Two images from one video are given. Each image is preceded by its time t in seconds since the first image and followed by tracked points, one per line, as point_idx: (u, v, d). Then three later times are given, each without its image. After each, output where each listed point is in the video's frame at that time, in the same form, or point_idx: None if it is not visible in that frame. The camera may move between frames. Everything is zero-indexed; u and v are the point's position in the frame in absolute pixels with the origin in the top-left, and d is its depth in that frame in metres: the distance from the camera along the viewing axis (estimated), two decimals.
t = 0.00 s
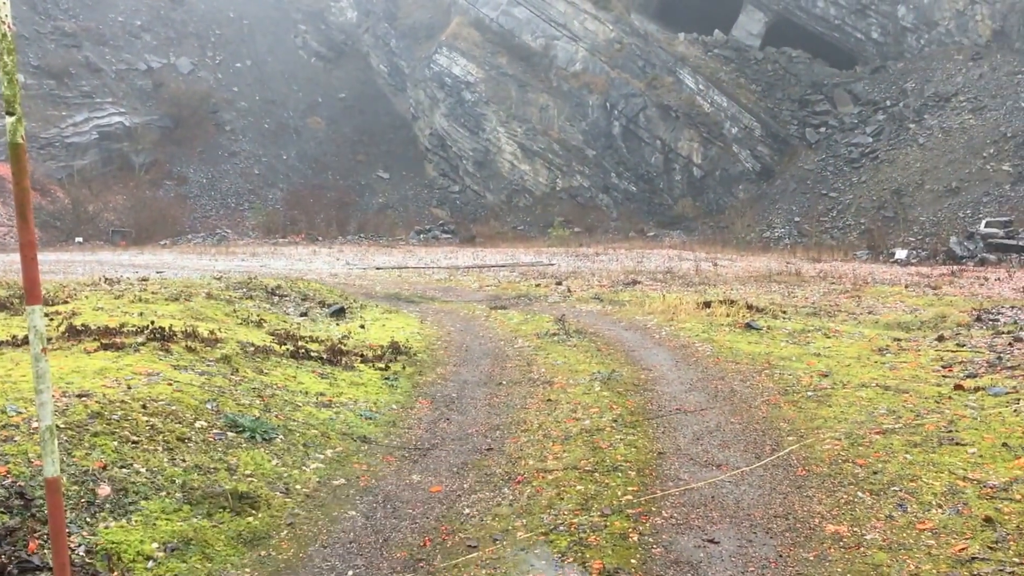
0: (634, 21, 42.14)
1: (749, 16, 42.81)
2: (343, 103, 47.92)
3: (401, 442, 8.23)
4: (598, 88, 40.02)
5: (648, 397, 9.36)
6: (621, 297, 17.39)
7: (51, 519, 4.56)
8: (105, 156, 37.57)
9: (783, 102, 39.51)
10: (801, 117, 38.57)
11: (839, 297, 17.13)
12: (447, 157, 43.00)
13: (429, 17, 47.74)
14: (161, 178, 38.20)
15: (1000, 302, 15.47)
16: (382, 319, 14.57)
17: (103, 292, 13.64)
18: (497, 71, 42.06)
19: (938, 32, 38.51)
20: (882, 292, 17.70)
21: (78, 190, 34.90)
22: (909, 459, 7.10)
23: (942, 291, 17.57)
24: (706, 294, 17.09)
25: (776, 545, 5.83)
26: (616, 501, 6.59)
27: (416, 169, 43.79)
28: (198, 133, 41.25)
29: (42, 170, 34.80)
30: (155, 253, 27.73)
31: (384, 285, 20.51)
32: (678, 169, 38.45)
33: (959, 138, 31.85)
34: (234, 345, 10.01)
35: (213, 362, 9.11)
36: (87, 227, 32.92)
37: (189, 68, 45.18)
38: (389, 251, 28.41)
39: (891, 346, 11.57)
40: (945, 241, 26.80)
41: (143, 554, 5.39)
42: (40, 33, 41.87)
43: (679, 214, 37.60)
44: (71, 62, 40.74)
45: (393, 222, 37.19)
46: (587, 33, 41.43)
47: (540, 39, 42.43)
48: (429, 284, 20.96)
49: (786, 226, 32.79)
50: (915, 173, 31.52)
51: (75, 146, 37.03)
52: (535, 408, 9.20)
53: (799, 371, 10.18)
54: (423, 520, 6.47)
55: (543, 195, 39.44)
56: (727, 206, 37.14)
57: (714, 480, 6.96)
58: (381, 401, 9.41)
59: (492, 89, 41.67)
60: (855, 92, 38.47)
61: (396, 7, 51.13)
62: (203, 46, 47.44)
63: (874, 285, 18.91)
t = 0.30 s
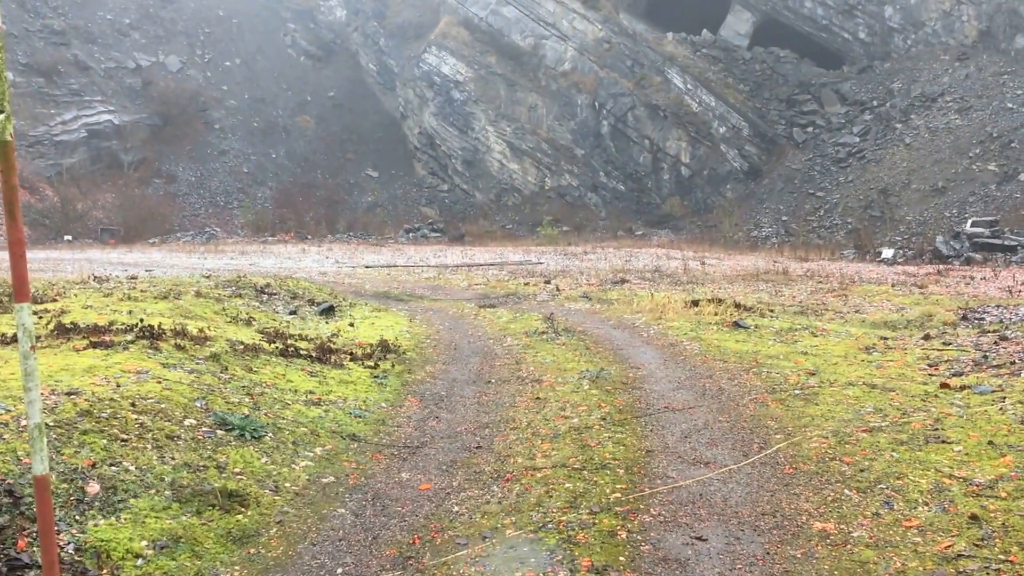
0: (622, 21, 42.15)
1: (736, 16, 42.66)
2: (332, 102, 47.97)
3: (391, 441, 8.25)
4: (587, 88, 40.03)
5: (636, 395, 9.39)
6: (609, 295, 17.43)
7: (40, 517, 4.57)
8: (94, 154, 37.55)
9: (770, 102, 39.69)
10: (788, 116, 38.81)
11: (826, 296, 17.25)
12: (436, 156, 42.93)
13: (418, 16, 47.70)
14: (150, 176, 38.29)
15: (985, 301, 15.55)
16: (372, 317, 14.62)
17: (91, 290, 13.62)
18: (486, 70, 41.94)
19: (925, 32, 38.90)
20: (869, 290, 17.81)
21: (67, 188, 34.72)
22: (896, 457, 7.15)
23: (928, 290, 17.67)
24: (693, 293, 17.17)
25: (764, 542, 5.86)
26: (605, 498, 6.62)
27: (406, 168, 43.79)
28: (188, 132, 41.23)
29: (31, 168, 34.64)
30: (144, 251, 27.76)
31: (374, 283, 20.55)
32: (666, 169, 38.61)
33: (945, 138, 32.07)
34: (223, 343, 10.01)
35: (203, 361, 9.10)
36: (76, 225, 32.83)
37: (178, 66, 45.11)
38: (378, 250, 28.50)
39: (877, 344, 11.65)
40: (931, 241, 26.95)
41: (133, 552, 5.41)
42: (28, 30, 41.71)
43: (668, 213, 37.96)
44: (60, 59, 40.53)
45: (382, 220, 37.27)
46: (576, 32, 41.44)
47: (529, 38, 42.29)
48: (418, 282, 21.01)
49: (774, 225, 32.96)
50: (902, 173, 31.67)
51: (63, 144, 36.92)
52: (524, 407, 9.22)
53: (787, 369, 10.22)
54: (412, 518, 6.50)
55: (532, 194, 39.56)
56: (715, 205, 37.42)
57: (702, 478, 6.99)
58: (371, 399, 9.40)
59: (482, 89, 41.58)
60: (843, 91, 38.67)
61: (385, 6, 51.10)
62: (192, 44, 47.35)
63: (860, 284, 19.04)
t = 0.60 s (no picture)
0: (612, 20, 42.13)
1: (728, 16, 43.06)
2: (325, 101, 48.20)
3: (382, 438, 8.28)
4: (577, 87, 39.99)
5: (627, 393, 9.43)
6: (599, 294, 17.43)
7: (32, 515, 4.59)
8: (86, 153, 37.67)
9: (760, 102, 39.83)
10: (777, 116, 38.83)
11: (815, 294, 17.29)
12: (427, 155, 43.07)
13: (409, 16, 47.75)
14: (142, 174, 38.35)
15: (975, 300, 15.56)
16: (363, 315, 14.66)
17: (83, 288, 13.65)
18: (477, 70, 42.06)
19: (913, 33, 38.91)
20: (858, 290, 17.76)
21: (59, 186, 34.70)
22: (885, 456, 7.18)
23: (917, 289, 17.68)
24: (683, 292, 17.19)
25: (753, 540, 5.89)
26: (595, 497, 6.64)
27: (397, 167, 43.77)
28: (180, 130, 41.30)
29: (23, 166, 34.66)
30: (135, 249, 27.79)
31: (365, 281, 20.58)
32: (656, 168, 38.67)
33: (934, 138, 32.16)
34: (215, 341, 10.04)
35: (195, 358, 9.13)
36: (69, 223, 32.84)
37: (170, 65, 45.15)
38: (369, 248, 28.56)
39: (867, 343, 11.67)
40: (920, 240, 26.97)
41: (124, 549, 5.44)
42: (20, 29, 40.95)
43: (657, 212, 38.02)
44: (52, 58, 40.53)
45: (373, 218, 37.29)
46: (567, 32, 41.43)
47: (520, 38, 42.35)
48: (409, 281, 21.04)
49: (763, 225, 32.96)
50: (891, 172, 31.74)
51: (56, 142, 36.95)
52: (514, 405, 9.25)
53: (776, 368, 10.25)
54: (403, 516, 6.52)
55: (522, 193, 39.65)
56: (704, 205, 37.42)
57: (692, 476, 7.02)
58: (361, 397, 9.43)
59: (472, 88, 41.55)
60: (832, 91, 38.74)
61: (377, 6, 51.17)
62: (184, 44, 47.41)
63: (850, 283, 19.11)
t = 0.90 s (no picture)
0: (605, 20, 42.25)
1: (719, 16, 43.74)
2: (319, 100, 48.10)
3: (375, 436, 8.31)
4: (570, 87, 40.09)
5: (619, 392, 9.46)
6: (592, 293, 17.46)
7: (27, 511, 4.60)
8: (81, 151, 37.68)
9: (752, 102, 39.86)
10: (770, 116, 38.86)
11: (807, 294, 17.30)
12: (420, 155, 43.10)
13: (403, 15, 47.86)
14: (136, 173, 38.36)
15: (965, 299, 15.64)
16: (356, 314, 14.68)
17: (77, 286, 13.66)
18: (471, 69, 42.15)
19: (905, 33, 39.31)
20: (849, 289, 17.78)
21: (53, 184, 34.71)
22: (877, 455, 7.21)
23: (908, 288, 17.76)
24: (676, 291, 17.18)
25: (745, 539, 5.91)
26: (588, 495, 6.66)
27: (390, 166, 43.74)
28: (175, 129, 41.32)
29: (17, 165, 34.67)
30: (129, 247, 27.85)
31: (358, 280, 20.58)
32: (649, 168, 38.75)
33: (926, 138, 32.48)
34: (209, 339, 10.07)
35: (189, 357, 9.14)
36: (63, 222, 32.84)
37: (164, 64, 45.21)
38: (363, 247, 28.57)
39: (858, 343, 11.69)
40: (911, 240, 27.02)
41: (118, 546, 5.45)
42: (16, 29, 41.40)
43: (650, 211, 37.90)
44: (47, 57, 40.55)
45: (367, 218, 37.33)
46: (560, 32, 41.50)
47: (513, 37, 42.37)
48: (402, 279, 21.05)
49: (756, 224, 32.97)
50: (882, 172, 31.94)
51: (51, 141, 36.96)
52: (508, 403, 9.29)
53: (769, 367, 10.27)
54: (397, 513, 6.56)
55: (516, 192, 39.69)
56: (697, 204, 37.36)
57: (685, 475, 7.05)
58: (355, 396, 9.46)
59: (466, 88, 41.72)
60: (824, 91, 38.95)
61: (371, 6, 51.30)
62: (179, 43, 47.48)
63: (842, 282, 19.15)
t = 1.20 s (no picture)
0: (601, 20, 42.35)
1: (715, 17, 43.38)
2: (315, 99, 48.03)
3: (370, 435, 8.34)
4: (565, 87, 40.19)
5: (615, 391, 9.48)
6: (587, 292, 17.51)
7: (24, 509, 4.62)
8: (78, 150, 37.73)
9: (747, 101, 39.88)
10: (765, 116, 38.81)
11: (801, 293, 17.33)
12: (416, 154, 43.16)
13: (399, 15, 47.96)
14: (132, 172, 38.40)
15: (960, 299, 15.65)
16: (352, 313, 14.72)
17: (74, 285, 13.73)
18: (466, 69, 42.24)
19: (900, 33, 39.54)
20: (843, 289, 17.81)
21: (50, 183, 34.77)
22: (871, 454, 7.23)
23: (902, 288, 17.83)
24: (671, 291, 17.19)
25: (740, 537, 5.92)
26: (583, 493, 6.68)
27: (385, 165, 43.68)
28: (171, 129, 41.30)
29: (14, 163, 34.73)
30: (125, 246, 27.87)
31: (354, 279, 20.63)
32: (644, 167, 38.83)
33: (919, 138, 32.71)
34: (206, 338, 10.07)
35: (184, 355, 9.16)
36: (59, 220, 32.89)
37: (161, 63, 45.30)
38: (359, 247, 28.61)
39: (852, 342, 11.72)
40: (905, 239, 27.08)
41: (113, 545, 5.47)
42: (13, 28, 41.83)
43: (645, 211, 37.87)
44: (44, 57, 40.70)
45: (363, 217, 37.32)
46: (555, 32, 41.61)
47: (509, 37, 42.44)
48: (398, 278, 21.08)
49: (750, 223, 32.94)
50: (877, 172, 32.08)
51: (47, 139, 37.01)
52: (503, 402, 9.31)
53: (764, 366, 10.29)
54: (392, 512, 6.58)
55: (511, 191, 39.76)
56: (691, 204, 37.36)
57: (680, 474, 7.07)
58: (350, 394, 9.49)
59: (462, 87, 41.84)
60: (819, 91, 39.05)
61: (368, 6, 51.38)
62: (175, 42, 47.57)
63: (837, 282, 19.20)
